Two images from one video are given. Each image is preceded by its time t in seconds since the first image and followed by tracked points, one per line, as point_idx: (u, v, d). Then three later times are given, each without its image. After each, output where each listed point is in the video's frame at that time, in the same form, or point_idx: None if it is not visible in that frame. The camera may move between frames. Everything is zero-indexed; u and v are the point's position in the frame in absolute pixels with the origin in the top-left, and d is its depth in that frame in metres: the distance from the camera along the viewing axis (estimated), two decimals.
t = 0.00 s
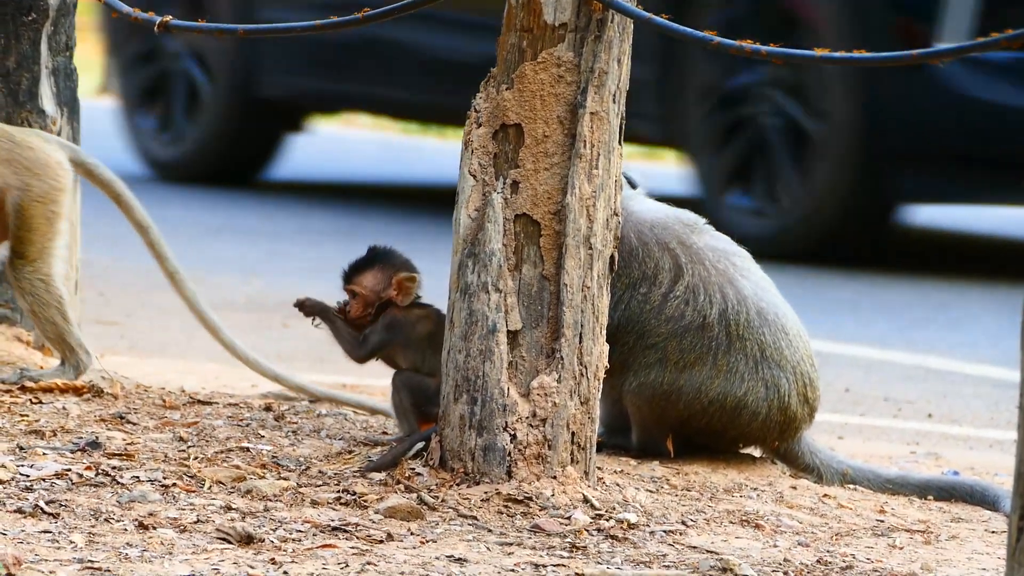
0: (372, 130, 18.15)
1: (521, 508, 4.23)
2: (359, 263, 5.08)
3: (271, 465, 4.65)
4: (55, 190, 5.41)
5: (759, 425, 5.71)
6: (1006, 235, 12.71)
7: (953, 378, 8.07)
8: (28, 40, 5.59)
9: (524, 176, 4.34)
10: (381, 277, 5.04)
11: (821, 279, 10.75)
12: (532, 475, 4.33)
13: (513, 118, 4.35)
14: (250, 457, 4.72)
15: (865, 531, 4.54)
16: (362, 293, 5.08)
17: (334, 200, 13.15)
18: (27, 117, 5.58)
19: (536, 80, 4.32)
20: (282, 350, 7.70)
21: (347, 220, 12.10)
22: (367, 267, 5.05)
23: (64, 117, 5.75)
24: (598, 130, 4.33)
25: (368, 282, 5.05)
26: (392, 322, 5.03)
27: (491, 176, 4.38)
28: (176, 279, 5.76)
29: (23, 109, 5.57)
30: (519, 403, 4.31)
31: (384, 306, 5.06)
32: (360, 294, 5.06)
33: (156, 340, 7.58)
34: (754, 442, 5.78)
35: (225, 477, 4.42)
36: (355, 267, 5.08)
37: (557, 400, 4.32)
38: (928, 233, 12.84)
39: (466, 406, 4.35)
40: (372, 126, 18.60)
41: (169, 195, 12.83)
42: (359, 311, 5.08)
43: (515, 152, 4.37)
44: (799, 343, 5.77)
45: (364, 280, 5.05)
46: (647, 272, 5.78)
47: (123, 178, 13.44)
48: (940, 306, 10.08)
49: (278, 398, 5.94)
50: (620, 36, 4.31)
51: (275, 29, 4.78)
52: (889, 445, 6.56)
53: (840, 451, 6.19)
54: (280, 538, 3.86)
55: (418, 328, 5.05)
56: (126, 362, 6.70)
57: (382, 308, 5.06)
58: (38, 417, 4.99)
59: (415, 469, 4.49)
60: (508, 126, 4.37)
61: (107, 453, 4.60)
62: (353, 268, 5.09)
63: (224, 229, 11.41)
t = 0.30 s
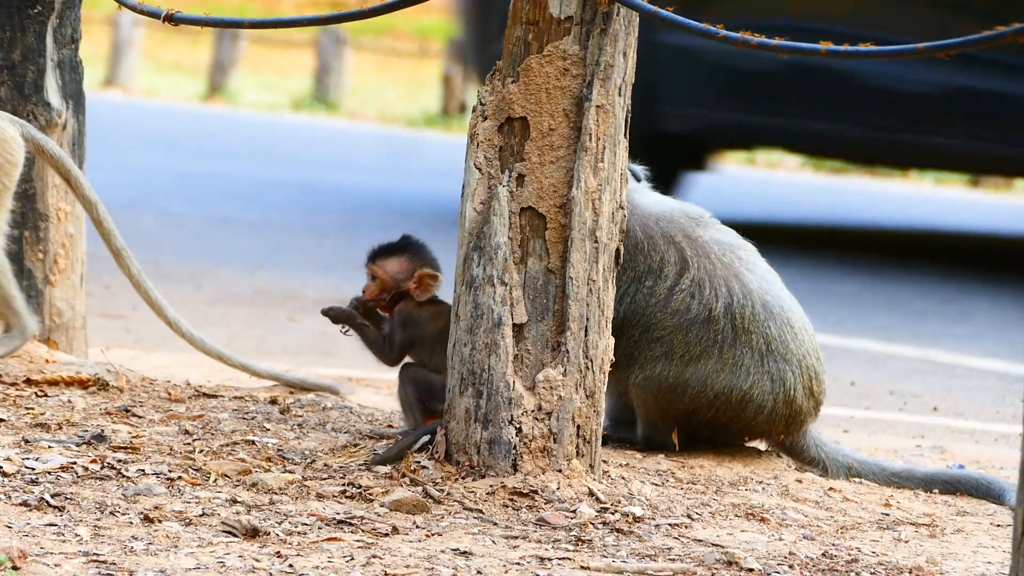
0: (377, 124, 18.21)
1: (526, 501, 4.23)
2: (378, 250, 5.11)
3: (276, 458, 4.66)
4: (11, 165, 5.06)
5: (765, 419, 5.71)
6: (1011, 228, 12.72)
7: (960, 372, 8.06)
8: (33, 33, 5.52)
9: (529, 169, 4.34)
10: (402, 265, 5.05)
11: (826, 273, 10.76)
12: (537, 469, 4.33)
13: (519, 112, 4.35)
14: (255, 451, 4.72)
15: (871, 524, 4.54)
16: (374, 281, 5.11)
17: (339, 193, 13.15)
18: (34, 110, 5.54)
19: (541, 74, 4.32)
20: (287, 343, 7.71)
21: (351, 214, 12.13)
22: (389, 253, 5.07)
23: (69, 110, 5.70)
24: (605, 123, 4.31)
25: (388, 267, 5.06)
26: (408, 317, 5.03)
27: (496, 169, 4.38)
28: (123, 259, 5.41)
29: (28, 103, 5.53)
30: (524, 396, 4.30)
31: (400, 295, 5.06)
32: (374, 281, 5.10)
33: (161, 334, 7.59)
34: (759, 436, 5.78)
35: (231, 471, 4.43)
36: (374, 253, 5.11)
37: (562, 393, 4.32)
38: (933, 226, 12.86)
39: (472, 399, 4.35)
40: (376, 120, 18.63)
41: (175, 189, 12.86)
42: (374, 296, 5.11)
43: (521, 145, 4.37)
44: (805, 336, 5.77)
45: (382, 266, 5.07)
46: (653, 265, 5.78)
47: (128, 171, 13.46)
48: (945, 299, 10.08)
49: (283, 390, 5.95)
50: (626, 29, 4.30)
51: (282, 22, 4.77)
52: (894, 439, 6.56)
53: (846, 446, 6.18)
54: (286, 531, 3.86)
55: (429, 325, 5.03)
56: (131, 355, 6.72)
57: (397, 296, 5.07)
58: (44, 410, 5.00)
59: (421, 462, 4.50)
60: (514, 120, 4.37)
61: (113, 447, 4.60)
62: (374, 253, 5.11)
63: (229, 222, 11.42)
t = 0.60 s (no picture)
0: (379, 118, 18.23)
1: (528, 496, 4.22)
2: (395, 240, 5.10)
3: (279, 453, 4.66)
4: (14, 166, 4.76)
5: (767, 414, 5.70)
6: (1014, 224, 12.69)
7: (962, 367, 8.06)
8: (35, 27, 5.51)
9: (532, 163, 4.34)
10: (416, 261, 5.04)
11: (829, 268, 10.75)
12: (540, 463, 4.32)
13: (521, 106, 4.36)
14: (257, 445, 4.72)
15: (873, 519, 4.54)
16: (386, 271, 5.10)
17: (341, 187, 13.16)
18: (36, 104, 5.51)
19: (544, 68, 4.33)
20: (290, 337, 7.71)
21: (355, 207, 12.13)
22: (405, 247, 5.05)
23: (72, 104, 5.69)
24: (608, 117, 4.30)
25: (402, 262, 5.04)
26: (416, 310, 5.02)
27: (499, 164, 4.39)
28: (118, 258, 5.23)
29: (31, 96, 5.50)
30: (527, 390, 4.30)
31: (410, 290, 5.05)
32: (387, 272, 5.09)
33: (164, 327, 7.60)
34: (761, 431, 5.78)
35: (233, 465, 4.43)
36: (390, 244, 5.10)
37: (565, 388, 4.31)
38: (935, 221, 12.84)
39: (474, 393, 4.35)
40: (379, 115, 18.62)
41: (178, 183, 12.86)
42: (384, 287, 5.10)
43: (523, 140, 4.37)
44: (807, 332, 5.76)
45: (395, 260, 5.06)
46: (655, 260, 5.78)
47: (130, 164, 13.47)
48: (948, 294, 10.06)
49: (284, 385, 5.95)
50: (629, 23, 4.30)
51: (285, 16, 4.76)
52: (896, 434, 6.55)
53: (848, 441, 6.18)
54: (287, 526, 3.86)
55: (436, 322, 5.01)
56: (133, 350, 6.72)
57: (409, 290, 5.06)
58: (46, 404, 5.00)
59: (423, 457, 4.50)
60: (517, 114, 4.37)
61: (115, 441, 4.61)
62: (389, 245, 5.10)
63: (232, 216, 11.42)
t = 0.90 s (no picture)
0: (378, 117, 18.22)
1: (526, 495, 4.22)
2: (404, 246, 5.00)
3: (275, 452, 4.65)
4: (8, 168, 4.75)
5: (764, 413, 5.71)
6: (1011, 222, 12.71)
7: (960, 366, 8.06)
8: (33, 26, 5.50)
9: (529, 162, 4.34)
10: (439, 265, 5.01)
11: (827, 267, 10.75)
12: (537, 462, 4.32)
13: (519, 105, 4.35)
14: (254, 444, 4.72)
15: (870, 518, 4.54)
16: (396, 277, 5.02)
17: (339, 186, 13.15)
18: (33, 103, 5.50)
19: (542, 67, 4.33)
20: (288, 336, 7.71)
21: (354, 207, 12.12)
22: (427, 252, 4.99)
23: (69, 102, 5.68)
24: (605, 116, 4.30)
25: (427, 267, 4.97)
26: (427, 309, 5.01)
27: (496, 163, 4.39)
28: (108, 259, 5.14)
29: (28, 95, 5.49)
30: (524, 389, 4.30)
31: (432, 296, 5.00)
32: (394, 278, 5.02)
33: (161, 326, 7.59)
34: (759, 430, 5.78)
35: (230, 464, 4.43)
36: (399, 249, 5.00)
37: (562, 387, 4.31)
38: (933, 221, 12.85)
39: (471, 392, 4.35)
40: (377, 114, 18.61)
41: (176, 182, 12.85)
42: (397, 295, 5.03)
43: (521, 139, 4.37)
44: (804, 331, 5.77)
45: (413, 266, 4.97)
46: (653, 259, 5.78)
47: (129, 164, 13.46)
48: (945, 293, 10.07)
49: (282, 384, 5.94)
50: (626, 23, 4.29)
51: (282, 15, 4.76)
52: (893, 434, 6.55)
53: (846, 440, 6.17)
54: (284, 524, 3.86)
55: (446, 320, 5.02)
56: (131, 349, 6.71)
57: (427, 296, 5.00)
58: (43, 403, 5.00)
59: (420, 456, 4.50)
60: (514, 113, 4.37)
61: (112, 440, 4.60)
62: (403, 251, 4.98)
63: (230, 215, 11.41)
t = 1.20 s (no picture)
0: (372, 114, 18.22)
1: (518, 492, 4.22)
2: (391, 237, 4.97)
3: (268, 448, 4.65)
4: None
5: (757, 410, 5.72)
6: (1004, 219, 12.72)
7: (953, 364, 8.07)
8: (26, 21, 5.48)
9: (522, 159, 4.34)
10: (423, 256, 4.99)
11: (820, 264, 10.76)
12: (529, 459, 4.32)
13: (512, 102, 4.35)
14: (247, 441, 4.71)
15: (863, 515, 4.54)
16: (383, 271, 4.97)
17: (333, 183, 13.14)
18: (26, 99, 5.48)
19: (535, 64, 4.32)
20: (281, 333, 7.70)
21: (347, 203, 12.11)
22: (412, 243, 4.96)
23: (63, 99, 5.66)
24: (598, 113, 4.30)
25: (413, 257, 4.94)
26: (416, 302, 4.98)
27: (490, 160, 4.39)
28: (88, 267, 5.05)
29: (21, 91, 5.47)
30: (517, 386, 4.30)
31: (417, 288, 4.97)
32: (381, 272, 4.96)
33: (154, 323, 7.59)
34: (751, 427, 5.79)
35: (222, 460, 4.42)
36: (385, 242, 4.95)
37: (554, 383, 4.31)
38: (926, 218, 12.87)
39: (464, 389, 4.35)
40: (371, 111, 18.60)
41: (170, 178, 12.84)
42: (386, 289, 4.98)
43: (514, 135, 4.37)
44: (797, 328, 5.78)
45: (403, 257, 4.93)
46: (646, 256, 5.77)
47: (122, 160, 13.44)
48: (937, 291, 10.08)
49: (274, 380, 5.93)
50: (620, 20, 4.29)
51: (276, 12, 4.74)
52: (886, 431, 6.56)
53: (838, 438, 6.18)
54: (276, 521, 3.86)
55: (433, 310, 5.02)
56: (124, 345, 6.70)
57: (414, 288, 4.97)
58: (35, 399, 4.99)
59: (413, 453, 4.49)
60: (507, 110, 4.37)
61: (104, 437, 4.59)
62: (388, 243, 4.95)
63: (224, 212, 11.40)
